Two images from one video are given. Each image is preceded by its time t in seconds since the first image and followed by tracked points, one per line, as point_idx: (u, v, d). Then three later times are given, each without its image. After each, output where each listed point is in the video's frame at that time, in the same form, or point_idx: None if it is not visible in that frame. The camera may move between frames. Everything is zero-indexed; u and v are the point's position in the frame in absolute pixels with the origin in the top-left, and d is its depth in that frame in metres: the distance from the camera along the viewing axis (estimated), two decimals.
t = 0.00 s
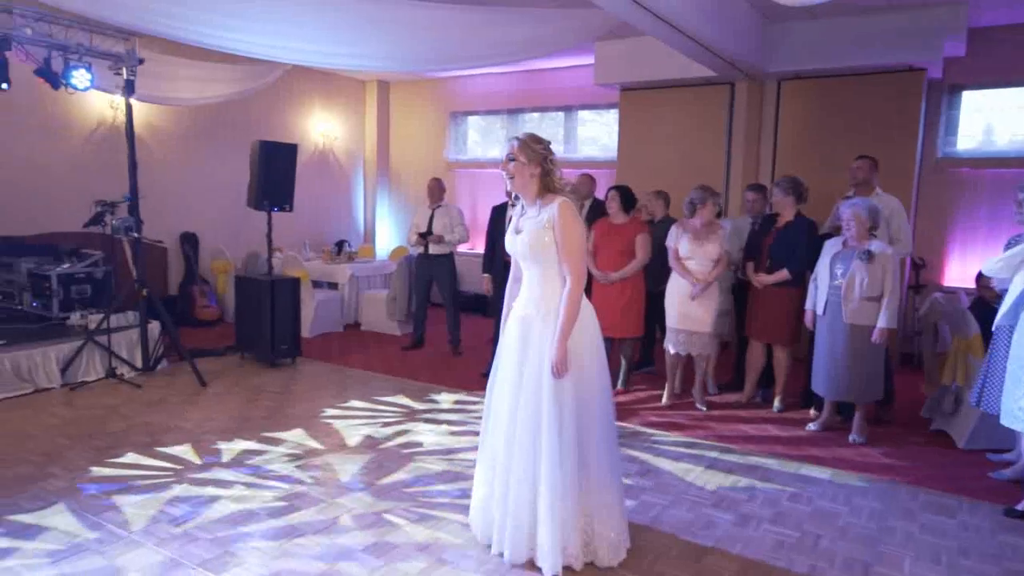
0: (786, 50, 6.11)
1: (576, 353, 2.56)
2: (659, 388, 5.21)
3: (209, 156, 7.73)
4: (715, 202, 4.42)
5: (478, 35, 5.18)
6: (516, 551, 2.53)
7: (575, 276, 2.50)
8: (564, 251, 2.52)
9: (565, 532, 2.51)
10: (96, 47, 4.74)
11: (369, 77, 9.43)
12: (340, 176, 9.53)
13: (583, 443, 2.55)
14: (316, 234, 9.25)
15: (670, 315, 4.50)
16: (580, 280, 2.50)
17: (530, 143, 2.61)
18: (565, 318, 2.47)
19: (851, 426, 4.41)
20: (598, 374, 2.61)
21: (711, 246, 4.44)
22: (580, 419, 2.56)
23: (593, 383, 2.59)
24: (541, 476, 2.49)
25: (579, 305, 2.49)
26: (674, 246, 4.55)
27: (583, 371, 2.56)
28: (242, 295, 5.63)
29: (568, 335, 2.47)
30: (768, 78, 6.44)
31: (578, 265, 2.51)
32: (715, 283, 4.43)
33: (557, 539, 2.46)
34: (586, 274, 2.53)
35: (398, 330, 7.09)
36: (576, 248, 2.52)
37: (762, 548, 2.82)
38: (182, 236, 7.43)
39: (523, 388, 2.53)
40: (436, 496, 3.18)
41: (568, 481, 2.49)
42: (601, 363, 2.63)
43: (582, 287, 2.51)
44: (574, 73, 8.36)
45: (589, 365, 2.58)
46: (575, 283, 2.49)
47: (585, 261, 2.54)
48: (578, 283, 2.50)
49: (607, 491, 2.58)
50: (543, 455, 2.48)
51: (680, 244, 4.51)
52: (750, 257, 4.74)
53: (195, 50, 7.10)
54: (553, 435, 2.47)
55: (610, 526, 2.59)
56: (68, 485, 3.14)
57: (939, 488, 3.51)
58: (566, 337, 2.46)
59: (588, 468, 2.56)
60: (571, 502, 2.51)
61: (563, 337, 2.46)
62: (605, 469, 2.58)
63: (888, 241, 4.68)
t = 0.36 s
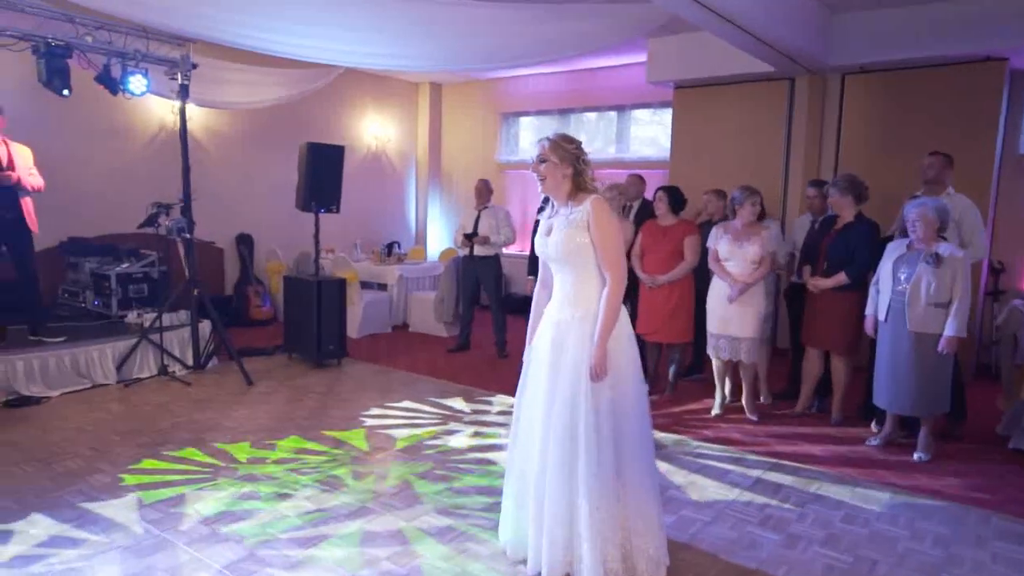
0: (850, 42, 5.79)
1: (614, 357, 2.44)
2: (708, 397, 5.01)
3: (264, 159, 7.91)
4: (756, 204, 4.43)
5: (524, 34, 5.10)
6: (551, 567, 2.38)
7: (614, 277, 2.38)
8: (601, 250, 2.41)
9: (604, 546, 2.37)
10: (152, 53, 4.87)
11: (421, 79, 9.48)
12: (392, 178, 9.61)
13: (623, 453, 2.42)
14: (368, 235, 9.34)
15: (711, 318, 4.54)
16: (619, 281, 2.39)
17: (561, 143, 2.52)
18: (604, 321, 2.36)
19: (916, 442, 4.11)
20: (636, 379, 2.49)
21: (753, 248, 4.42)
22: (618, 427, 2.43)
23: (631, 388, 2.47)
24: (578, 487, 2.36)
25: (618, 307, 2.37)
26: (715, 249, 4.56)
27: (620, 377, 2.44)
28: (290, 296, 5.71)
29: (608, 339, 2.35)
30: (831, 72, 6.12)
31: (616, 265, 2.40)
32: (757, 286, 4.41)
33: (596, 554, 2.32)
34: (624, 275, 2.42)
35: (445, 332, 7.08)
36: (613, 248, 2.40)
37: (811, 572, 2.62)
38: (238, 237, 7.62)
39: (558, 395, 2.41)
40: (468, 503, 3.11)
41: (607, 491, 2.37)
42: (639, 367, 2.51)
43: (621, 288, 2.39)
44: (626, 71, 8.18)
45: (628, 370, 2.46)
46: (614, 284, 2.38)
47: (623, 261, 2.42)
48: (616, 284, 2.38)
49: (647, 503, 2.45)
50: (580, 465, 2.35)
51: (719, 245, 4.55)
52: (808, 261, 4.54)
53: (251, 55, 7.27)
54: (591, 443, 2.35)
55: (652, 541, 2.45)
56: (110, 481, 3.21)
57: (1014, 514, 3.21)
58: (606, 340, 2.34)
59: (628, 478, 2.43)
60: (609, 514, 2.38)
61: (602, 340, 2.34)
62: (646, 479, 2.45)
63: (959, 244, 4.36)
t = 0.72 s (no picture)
0: (895, 40, 5.53)
1: (607, 369, 2.35)
2: (736, 409, 4.86)
3: (299, 162, 8.03)
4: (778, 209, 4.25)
5: (550, 36, 5.03)
6: None
7: (608, 287, 2.30)
8: (600, 259, 2.32)
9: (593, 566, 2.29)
10: (186, 58, 4.96)
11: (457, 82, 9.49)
12: (428, 180, 9.65)
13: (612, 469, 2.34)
14: (402, 238, 9.40)
15: (734, 328, 4.40)
16: (615, 291, 2.30)
17: (571, 142, 2.43)
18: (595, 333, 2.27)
19: (956, 463, 3.89)
20: (630, 393, 2.40)
21: (777, 254, 4.31)
22: (610, 442, 2.35)
23: (624, 402, 2.38)
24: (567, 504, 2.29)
25: (612, 319, 2.28)
26: (737, 255, 4.48)
27: (612, 390, 2.36)
28: (317, 298, 5.76)
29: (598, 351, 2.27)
30: (875, 72, 5.87)
31: (614, 274, 2.31)
32: (785, 295, 4.28)
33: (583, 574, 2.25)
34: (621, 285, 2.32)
35: (473, 336, 7.06)
36: (611, 256, 2.31)
37: None
38: (273, 238, 7.75)
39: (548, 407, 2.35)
40: (475, 513, 3.06)
41: (594, 509, 2.29)
42: (634, 380, 2.42)
43: (616, 299, 2.30)
44: (662, 73, 8.02)
45: (622, 383, 2.38)
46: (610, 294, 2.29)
47: (622, 270, 2.33)
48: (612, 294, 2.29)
49: (637, 521, 2.37)
50: (569, 482, 2.28)
51: (742, 253, 4.45)
52: (842, 270, 4.33)
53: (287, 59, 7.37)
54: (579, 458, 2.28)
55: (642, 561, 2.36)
56: (125, 480, 3.26)
57: None
58: (596, 353, 2.26)
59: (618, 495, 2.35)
60: (597, 532, 2.31)
61: (592, 353, 2.26)
62: (637, 496, 2.37)
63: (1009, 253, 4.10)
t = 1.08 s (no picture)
0: (927, 32, 5.32)
1: (588, 372, 2.28)
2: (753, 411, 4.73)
3: (320, 157, 8.12)
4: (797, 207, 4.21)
5: (566, 30, 4.95)
6: None
7: (592, 289, 2.22)
8: (589, 259, 2.25)
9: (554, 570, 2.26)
10: (203, 53, 4.98)
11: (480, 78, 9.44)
12: (450, 176, 9.64)
13: (585, 475, 2.27)
14: (423, 234, 9.40)
15: (754, 329, 4.24)
16: (599, 294, 2.21)
17: (568, 136, 2.33)
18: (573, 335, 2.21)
19: (981, 473, 3.71)
20: (614, 399, 2.32)
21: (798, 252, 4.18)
22: (584, 448, 2.28)
23: (606, 408, 2.30)
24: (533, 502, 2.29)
25: (593, 321, 2.20)
26: (755, 255, 4.30)
27: (590, 396, 2.27)
28: (332, 292, 5.77)
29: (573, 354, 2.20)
30: (907, 65, 5.65)
31: (601, 275, 2.22)
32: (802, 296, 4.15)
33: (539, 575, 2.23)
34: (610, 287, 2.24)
35: (491, 332, 7.02)
36: (603, 257, 2.23)
37: None
38: (294, 232, 7.87)
39: (531, 400, 2.37)
40: (472, 513, 3.01)
41: (559, 511, 2.25)
42: (620, 387, 2.33)
43: (601, 301, 2.22)
44: (687, 68, 7.87)
45: (604, 388, 2.30)
46: (593, 296, 2.21)
47: (610, 273, 2.23)
48: (597, 297, 2.21)
49: (607, 533, 2.27)
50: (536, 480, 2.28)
51: (761, 253, 4.27)
52: (863, 270, 4.17)
53: (308, 55, 7.40)
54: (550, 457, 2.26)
55: (612, 574, 2.28)
56: (129, 470, 3.29)
57: None
58: (571, 354, 2.20)
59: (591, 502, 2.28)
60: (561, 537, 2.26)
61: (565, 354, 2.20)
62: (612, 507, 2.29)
63: None
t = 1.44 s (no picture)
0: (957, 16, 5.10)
1: (579, 370, 2.22)
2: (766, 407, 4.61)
3: (334, 145, 8.08)
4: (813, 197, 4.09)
5: (579, 15, 4.83)
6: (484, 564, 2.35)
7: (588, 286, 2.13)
8: (585, 251, 2.16)
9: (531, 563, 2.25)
10: (213, 38, 4.95)
11: (497, 65, 9.33)
12: (466, 165, 9.56)
13: (568, 474, 2.22)
14: (438, 223, 9.34)
15: (771, 323, 4.11)
16: (595, 291, 2.12)
17: (564, 120, 2.25)
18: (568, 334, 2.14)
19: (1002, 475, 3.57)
20: (605, 400, 2.25)
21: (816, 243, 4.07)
22: (569, 443, 2.23)
23: (596, 409, 2.23)
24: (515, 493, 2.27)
25: (588, 320, 2.13)
26: (774, 248, 4.09)
27: (579, 391, 2.22)
28: (342, 280, 5.75)
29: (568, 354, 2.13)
30: (935, 51, 5.44)
31: (597, 271, 2.13)
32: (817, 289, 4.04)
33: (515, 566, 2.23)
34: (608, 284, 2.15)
35: (503, 323, 6.96)
36: (601, 252, 2.14)
37: None
38: (308, 220, 7.85)
39: (518, 394, 2.30)
40: (469, 507, 2.95)
41: (539, 504, 2.23)
42: (611, 386, 2.26)
43: (597, 299, 2.13)
44: (707, 55, 7.69)
45: (594, 387, 2.23)
46: (589, 293, 2.12)
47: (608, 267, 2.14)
48: (593, 293, 2.12)
49: (586, 531, 2.24)
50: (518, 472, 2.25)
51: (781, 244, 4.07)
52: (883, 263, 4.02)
53: (323, 42, 7.34)
54: (536, 453, 2.23)
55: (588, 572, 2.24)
56: (129, 456, 3.29)
57: None
58: (566, 353, 2.13)
59: (572, 503, 2.23)
60: (540, 530, 2.24)
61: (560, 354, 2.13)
62: (594, 509, 2.24)
63: None
